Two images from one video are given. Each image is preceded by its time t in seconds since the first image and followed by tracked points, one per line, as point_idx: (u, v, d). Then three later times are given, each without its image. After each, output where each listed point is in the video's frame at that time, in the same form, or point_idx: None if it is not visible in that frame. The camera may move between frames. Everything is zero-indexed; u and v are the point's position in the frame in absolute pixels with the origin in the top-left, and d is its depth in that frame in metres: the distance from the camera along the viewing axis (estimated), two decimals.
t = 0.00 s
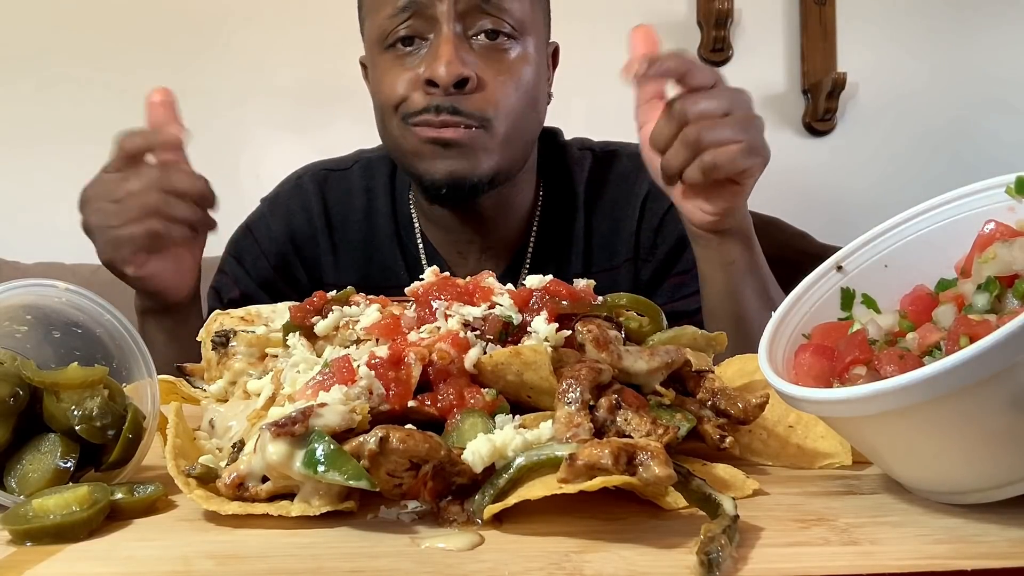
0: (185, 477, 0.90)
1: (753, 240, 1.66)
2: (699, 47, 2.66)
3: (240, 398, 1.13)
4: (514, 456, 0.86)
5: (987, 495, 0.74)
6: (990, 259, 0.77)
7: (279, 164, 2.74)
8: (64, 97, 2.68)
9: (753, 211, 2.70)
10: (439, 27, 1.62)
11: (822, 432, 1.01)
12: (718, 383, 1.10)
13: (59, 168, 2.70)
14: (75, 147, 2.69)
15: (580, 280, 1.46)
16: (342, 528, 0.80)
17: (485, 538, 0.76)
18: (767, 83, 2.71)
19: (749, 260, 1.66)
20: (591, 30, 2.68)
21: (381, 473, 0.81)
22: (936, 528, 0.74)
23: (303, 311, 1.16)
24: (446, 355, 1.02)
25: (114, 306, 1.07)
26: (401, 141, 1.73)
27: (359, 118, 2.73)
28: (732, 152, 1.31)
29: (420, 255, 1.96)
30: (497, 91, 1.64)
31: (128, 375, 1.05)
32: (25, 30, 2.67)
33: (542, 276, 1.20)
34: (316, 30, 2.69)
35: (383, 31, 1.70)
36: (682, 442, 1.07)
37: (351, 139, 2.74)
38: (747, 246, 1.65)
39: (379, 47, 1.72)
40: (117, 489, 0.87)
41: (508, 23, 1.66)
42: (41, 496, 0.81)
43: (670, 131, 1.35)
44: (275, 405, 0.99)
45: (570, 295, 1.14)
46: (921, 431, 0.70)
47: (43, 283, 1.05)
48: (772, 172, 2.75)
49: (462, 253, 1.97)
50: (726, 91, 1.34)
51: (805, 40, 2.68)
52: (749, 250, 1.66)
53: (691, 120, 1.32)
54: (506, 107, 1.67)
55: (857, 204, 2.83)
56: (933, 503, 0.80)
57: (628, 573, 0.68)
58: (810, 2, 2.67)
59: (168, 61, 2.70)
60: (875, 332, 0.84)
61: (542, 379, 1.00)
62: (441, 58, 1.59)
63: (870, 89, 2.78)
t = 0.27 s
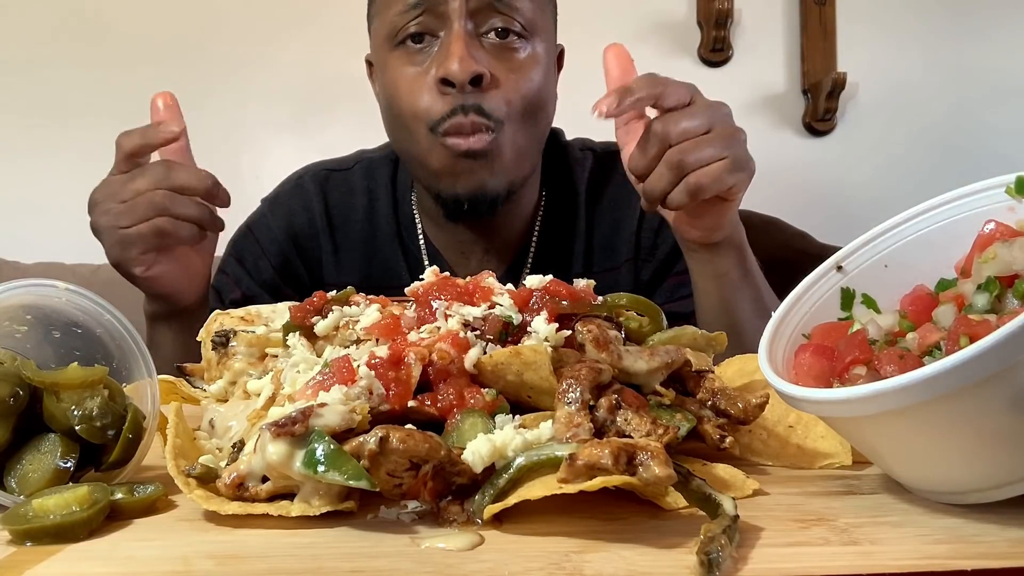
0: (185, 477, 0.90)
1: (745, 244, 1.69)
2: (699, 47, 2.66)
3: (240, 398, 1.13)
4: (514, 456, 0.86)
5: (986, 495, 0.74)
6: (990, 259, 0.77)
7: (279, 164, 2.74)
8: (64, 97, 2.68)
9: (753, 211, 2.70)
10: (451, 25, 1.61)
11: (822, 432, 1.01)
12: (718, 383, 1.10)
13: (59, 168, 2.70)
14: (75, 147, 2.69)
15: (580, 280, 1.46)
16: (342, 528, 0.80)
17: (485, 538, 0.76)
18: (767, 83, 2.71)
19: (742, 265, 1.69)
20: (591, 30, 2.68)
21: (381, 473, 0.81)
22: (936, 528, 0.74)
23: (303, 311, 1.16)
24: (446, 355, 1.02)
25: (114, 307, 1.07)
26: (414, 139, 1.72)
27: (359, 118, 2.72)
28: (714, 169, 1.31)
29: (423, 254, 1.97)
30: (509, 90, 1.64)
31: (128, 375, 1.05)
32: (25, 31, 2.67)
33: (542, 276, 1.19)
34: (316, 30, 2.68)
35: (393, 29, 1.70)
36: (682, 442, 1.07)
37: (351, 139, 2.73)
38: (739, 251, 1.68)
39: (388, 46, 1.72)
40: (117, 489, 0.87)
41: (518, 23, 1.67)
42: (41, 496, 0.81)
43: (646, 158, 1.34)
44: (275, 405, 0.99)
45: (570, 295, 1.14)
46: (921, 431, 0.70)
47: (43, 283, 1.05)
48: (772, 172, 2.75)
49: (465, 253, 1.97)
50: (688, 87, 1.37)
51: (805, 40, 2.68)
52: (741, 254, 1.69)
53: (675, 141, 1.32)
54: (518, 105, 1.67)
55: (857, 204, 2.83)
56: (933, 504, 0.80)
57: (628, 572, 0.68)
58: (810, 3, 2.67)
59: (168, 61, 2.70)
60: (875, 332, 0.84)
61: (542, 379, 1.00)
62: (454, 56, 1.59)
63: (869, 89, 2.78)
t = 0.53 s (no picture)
0: (185, 477, 0.90)
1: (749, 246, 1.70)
2: (699, 47, 2.67)
3: (241, 398, 1.13)
4: (514, 456, 0.86)
5: (986, 494, 0.74)
6: (990, 259, 0.77)
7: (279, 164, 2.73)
8: (65, 97, 2.68)
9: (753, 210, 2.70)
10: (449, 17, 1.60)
11: (822, 432, 1.01)
12: (718, 383, 1.10)
13: (59, 168, 2.69)
14: (75, 147, 2.69)
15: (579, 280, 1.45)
16: (342, 528, 0.80)
17: (485, 538, 0.76)
18: (767, 82, 2.71)
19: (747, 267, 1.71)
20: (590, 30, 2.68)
21: (381, 472, 0.81)
22: (935, 528, 0.74)
23: (303, 311, 1.16)
24: (446, 355, 1.02)
25: (114, 307, 1.06)
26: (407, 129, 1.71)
27: (359, 118, 2.72)
28: (672, 220, 1.37)
29: (424, 255, 1.97)
30: (505, 84, 1.64)
31: (128, 375, 1.05)
32: (25, 31, 2.67)
33: (542, 276, 1.19)
34: (316, 30, 2.69)
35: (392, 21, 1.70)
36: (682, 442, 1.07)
37: (351, 139, 2.73)
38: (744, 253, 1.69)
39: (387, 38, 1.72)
40: (117, 489, 0.87)
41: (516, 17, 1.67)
42: (41, 496, 0.81)
43: (607, 237, 1.36)
44: (276, 405, 0.99)
45: (570, 295, 1.14)
46: (921, 431, 0.70)
47: (43, 283, 1.04)
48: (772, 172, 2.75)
49: (466, 252, 1.97)
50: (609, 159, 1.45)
51: (806, 40, 2.68)
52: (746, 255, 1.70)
53: (620, 217, 1.36)
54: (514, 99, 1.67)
55: (857, 204, 2.83)
56: (933, 504, 0.80)
57: (628, 572, 0.68)
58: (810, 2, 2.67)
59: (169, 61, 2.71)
60: (875, 332, 0.84)
61: (542, 379, 1.00)
62: (449, 48, 1.59)
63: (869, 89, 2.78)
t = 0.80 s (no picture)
0: (185, 476, 0.90)
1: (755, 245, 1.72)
2: (698, 47, 2.52)
3: (240, 398, 1.13)
4: (514, 456, 0.86)
5: (986, 494, 0.74)
6: (990, 259, 0.77)
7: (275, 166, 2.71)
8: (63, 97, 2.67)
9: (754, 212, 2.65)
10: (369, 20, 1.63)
11: (822, 431, 1.01)
12: (719, 383, 1.10)
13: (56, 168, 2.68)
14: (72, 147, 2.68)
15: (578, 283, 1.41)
16: (341, 527, 0.80)
17: (485, 538, 0.76)
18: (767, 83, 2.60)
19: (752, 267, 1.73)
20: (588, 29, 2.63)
21: (381, 472, 0.81)
22: (935, 527, 0.74)
23: (303, 311, 1.16)
24: (446, 355, 1.02)
25: (114, 307, 1.06)
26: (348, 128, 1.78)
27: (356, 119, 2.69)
28: (670, 221, 1.40)
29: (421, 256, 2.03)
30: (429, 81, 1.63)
31: (128, 375, 1.05)
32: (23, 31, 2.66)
33: (542, 276, 1.19)
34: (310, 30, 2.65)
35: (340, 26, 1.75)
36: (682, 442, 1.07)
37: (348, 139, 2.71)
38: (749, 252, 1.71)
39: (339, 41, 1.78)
40: (117, 489, 0.87)
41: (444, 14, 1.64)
42: (41, 496, 0.81)
43: (607, 239, 1.40)
44: (275, 405, 0.99)
45: (570, 296, 1.14)
46: (921, 431, 0.70)
47: (42, 283, 1.04)
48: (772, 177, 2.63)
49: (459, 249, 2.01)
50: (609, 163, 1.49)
51: (805, 40, 2.62)
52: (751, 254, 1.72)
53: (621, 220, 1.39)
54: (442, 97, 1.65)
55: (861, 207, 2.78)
56: (933, 503, 0.80)
57: (628, 573, 0.68)
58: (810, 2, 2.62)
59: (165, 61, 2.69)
60: (876, 332, 0.84)
61: (542, 379, 1.00)
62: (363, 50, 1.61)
63: (871, 90, 2.73)
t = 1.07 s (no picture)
0: (185, 476, 0.90)
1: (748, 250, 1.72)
2: (699, 46, 2.59)
3: (241, 398, 1.13)
4: (514, 456, 0.86)
5: (985, 495, 0.74)
6: (990, 259, 0.77)
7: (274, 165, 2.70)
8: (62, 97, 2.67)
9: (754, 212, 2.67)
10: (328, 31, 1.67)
11: (822, 432, 1.01)
12: (719, 383, 1.10)
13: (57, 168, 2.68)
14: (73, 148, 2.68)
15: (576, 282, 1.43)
16: (341, 528, 0.80)
17: (485, 538, 0.76)
18: (767, 83, 2.63)
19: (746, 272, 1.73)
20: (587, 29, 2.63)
21: (381, 472, 0.81)
22: (935, 528, 0.74)
23: (303, 311, 1.16)
24: (446, 355, 1.02)
25: (114, 307, 1.07)
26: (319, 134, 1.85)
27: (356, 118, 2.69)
28: (657, 231, 1.38)
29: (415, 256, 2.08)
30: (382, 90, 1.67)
31: (128, 375, 1.05)
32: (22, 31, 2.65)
33: (542, 276, 1.19)
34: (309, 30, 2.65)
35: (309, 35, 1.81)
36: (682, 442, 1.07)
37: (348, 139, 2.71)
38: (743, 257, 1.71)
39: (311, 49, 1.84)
40: (117, 489, 0.87)
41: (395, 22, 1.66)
42: (41, 496, 0.81)
43: (594, 249, 1.39)
44: (275, 405, 0.99)
45: (570, 295, 1.13)
46: (920, 430, 0.70)
47: (42, 283, 1.04)
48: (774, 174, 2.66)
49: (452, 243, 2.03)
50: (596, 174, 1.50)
51: (805, 39, 2.63)
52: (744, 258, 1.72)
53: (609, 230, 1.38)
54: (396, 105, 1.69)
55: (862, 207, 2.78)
56: (933, 503, 0.80)
57: (628, 573, 0.68)
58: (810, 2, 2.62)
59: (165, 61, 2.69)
60: (876, 332, 0.84)
61: (542, 379, 1.00)
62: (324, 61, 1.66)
63: (871, 90, 2.73)
